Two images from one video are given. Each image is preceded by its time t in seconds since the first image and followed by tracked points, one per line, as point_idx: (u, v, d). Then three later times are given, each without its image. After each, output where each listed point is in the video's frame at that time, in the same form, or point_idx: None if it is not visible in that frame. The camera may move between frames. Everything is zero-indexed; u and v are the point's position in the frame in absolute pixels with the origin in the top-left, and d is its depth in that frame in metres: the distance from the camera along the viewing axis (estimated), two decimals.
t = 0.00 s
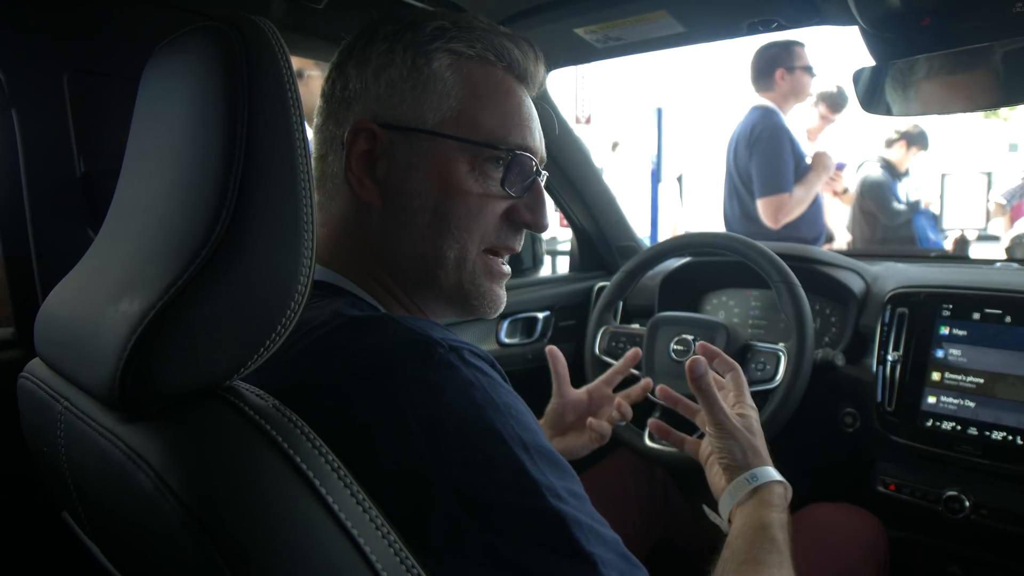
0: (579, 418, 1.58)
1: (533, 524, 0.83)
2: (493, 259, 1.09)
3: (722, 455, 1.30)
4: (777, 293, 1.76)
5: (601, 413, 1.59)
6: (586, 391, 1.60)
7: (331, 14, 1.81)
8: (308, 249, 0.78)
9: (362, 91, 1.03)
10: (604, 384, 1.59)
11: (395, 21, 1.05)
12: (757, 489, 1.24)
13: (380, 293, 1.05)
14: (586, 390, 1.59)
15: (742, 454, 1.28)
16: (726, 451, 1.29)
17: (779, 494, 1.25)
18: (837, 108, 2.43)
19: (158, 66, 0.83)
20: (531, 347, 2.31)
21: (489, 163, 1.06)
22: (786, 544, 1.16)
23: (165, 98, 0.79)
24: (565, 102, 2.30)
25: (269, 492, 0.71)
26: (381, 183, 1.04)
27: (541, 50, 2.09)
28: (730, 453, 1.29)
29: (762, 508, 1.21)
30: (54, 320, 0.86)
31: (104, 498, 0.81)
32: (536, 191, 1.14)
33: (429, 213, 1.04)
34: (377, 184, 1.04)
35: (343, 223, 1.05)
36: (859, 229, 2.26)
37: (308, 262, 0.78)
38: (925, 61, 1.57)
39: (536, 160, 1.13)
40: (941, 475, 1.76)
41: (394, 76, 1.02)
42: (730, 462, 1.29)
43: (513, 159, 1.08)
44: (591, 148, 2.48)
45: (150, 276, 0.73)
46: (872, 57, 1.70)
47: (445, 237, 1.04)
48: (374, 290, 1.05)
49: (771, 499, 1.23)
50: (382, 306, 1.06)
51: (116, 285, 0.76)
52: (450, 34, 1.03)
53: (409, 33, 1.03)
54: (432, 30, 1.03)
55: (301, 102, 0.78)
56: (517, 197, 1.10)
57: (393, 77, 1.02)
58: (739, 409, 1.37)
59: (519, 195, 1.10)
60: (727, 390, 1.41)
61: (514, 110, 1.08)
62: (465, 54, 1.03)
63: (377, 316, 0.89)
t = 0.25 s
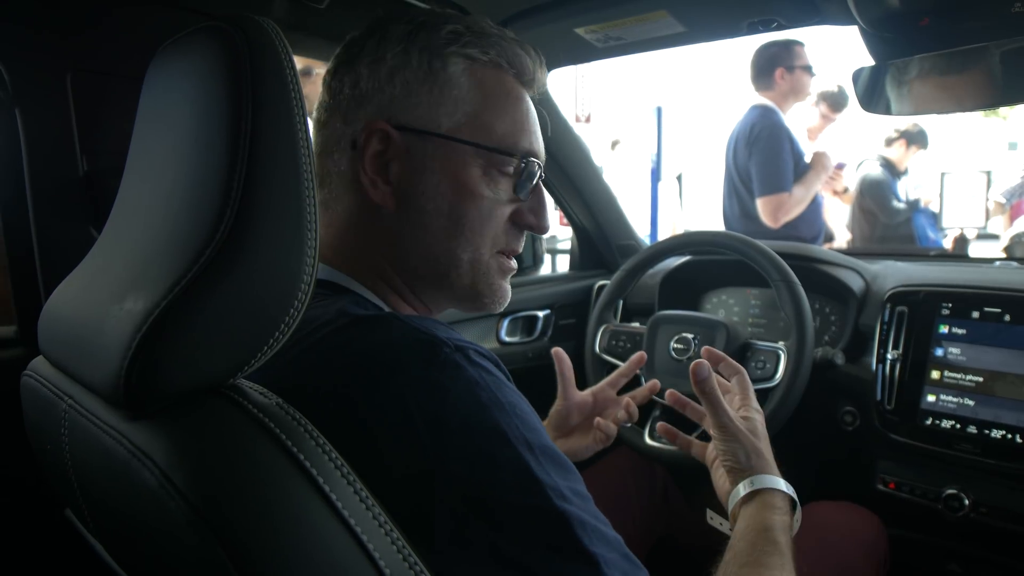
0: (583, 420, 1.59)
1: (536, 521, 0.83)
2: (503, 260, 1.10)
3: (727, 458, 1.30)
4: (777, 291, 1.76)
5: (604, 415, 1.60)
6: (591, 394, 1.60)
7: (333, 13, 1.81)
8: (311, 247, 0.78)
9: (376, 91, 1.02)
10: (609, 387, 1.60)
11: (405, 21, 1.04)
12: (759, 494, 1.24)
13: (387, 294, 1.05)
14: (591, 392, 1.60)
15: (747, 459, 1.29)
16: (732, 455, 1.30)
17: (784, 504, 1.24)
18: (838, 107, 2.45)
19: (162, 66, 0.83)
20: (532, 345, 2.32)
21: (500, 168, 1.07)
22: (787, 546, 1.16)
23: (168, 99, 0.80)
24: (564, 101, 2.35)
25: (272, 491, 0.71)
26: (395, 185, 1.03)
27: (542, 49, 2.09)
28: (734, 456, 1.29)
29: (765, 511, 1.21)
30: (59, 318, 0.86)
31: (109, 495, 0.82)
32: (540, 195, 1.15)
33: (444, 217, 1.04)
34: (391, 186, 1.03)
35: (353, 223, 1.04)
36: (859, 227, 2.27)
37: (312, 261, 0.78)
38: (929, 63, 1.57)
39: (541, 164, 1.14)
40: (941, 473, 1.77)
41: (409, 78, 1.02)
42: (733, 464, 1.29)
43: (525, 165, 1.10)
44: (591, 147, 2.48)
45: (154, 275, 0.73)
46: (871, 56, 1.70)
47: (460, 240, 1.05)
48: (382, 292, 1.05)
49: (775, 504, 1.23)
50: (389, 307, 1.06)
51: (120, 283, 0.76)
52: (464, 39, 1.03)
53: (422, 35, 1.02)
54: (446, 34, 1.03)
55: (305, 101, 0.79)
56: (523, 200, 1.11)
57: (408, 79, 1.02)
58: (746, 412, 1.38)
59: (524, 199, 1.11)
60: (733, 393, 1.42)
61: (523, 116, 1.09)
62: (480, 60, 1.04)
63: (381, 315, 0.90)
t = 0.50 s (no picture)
0: (575, 409, 1.59)
1: (537, 521, 0.83)
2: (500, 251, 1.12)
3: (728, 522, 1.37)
4: (777, 292, 1.76)
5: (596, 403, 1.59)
6: (580, 382, 1.60)
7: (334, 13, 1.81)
8: (313, 246, 0.78)
9: (386, 93, 0.98)
10: (596, 375, 1.60)
11: (406, 19, 1.00)
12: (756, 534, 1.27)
13: (396, 297, 1.04)
14: (580, 382, 1.60)
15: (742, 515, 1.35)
16: (731, 518, 1.37)
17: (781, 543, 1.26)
18: (839, 109, 2.46)
19: (164, 65, 0.84)
20: (532, 345, 2.32)
21: (504, 164, 1.08)
22: None
23: (170, 98, 0.80)
24: (566, 101, 2.38)
25: (272, 489, 0.72)
26: (410, 189, 1.01)
27: (543, 50, 2.09)
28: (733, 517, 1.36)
29: (760, 549, 1.24)
30: (61, 316, 0.86)
31: (109, 493, 0.82)
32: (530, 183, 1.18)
33: (457, 217, 1.04)
34: (406, 190, 1.01)
35: (361, 228, 1.01)
36: (859, 228, 2.27)
37: (313, 260, 0.78)
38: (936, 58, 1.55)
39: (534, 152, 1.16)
40: (940, 474, 1.77)
41: (419, 81, 0.99)
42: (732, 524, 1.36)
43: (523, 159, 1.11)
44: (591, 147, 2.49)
45: (155, 274, 0.73)
46: (871, 58, 1.71)
47: (470, 238, 1.06)
48: (390, 296, 1.03)
49: (772, 542, 1.26)
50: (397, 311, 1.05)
51: (122, 282, 0.77)
52: (468, 38, 1.01)
53: (426, 33, 1.00)
54: (452, 34, 1.00)
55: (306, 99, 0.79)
56: (519, 191, 1.14)
57: (418, 82, 0.99)
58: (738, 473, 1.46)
59: (519, 189, 1.14)
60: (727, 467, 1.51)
61: (519, 109, 1.10)
62: (486, 60, 1.03)
63: (384, 315, 0.90)
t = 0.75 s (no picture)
0: (551, 389, 1.59)
1: (533, 521, 0.83)
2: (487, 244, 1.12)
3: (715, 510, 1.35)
4: (777, 292, 1.76)
5: (570, 380, 1.60)
6: (551, 363, 1.60)
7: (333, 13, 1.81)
8: (308, 246, 0.78)
9: (374, 88, 0.97)
10: (567, 353, 1.60)
11: (390, 12, 0.99)
12: (741, 525, 1.27)
13: (389, 295, 1.04)
14: (551, 361, 1.60)
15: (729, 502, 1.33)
16: (718, 503, 1.35)
17: (766, 534, 1.25)
18: (840, 110, 2.41)
19: (160, 65, 0.83)
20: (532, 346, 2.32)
21: (491, 158, 1.09)
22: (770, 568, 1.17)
23: (166, 98, 0.80)
24: (566, 101, 2.37)
25: (267, 490, 0.72)
26: (400, 184, 1.01)
27: (543, 50, 2.09)
28: (720, 503, 1.34)
29: (746, 539, 1.23)
30: (57, 316, 0.86)
31: (105, 494, 0.82)
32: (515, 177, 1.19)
33: (448, 210, 1.04)
34: (397, 185, 1.01)
35: (353, 226, 1.01)
36: (860, 228, 2.27)
37: (308, 261, 0.78)
38: (937, 58, 1.55)
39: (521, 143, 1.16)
40: (940, 475, 1.76)
41: (406, 76, 0.98)
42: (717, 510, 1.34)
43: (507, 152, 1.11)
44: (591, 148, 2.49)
45: (150, 274, 0.73)
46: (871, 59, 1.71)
47: (461, 232, 1.06)
48: (383, 293, 1.03)
49: (757, 532, 1.25)
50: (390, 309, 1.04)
51: (117, 282, 0.77)
52: (453, 32, 1.01)
53: (412, 28, 0.99)
54: (436, 28, 1.00)
55: (302, 99, 0.79)
56: (506, 183, 1.14)
57: (406, 77, 0.98)
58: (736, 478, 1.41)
59: (507, 181, 1.14)
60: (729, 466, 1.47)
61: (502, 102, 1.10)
62: (470, 53, 1.03)
63: (386, 314, 0.89)
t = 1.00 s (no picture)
0: (546, 380, 1.59)
1: (533, 525, 0.82)
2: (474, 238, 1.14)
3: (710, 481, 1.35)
4: (777, 292, 1.76)
5: (565, 370, 1.60)
6: (546, 356, 1.59)
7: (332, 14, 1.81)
8: (306, 247, 0.78)
9: (378, 87, 0.96)
10: (562, 345, 1.58)
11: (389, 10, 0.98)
12: (738, 504, 1.24)
13: (381, 296, 1.04)
14: (546, 353, 1.59)
15: (726, 478, 1.31)
16: (715, 480, 1.34)
17: (765, 514, 1.23)
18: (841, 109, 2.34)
19: (158, 67, 0.83)
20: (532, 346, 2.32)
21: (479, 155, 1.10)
22: (767, 553, 1.14)
23: (163, 99, 0.80)
24: (566, 101, 2.37)
25: (264, 493, 0.71)
26: (402, 184, 1.00)
27: (542, 51, 2.09)
28: (714, 476, 1.34)
29: (744, 522, 1.20)
30: (54, 318, 0.86)
31: (102, 497, 0.82)
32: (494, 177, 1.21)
33: (446, 208, 1.05)
34: (399, 186, 1.00)
35: (346, 228, 1.00)
36: (860, 227, 2.27)
37: (305, 264, 0.78)
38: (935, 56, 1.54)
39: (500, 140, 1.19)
40: (941, 475, 1.76)
41: (410, 76, 0.98)
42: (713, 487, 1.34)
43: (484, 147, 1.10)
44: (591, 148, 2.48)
45: (147, 276, 0.73)
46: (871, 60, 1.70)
47: (455, 230, 1.07)
48: (376, 295, 1.03)
49: (755, 513, 1.22)
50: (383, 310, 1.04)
51: (114, 285, 0.76)
52: (451, 31, 1.01)
53: (413, 26, 0.98)
54: (435, 27, 0.99)
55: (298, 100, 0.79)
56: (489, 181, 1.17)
57: (410, 76, 0.98)
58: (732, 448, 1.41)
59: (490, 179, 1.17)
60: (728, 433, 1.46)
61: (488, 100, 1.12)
62: (465, 53, 1.04)
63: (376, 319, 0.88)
